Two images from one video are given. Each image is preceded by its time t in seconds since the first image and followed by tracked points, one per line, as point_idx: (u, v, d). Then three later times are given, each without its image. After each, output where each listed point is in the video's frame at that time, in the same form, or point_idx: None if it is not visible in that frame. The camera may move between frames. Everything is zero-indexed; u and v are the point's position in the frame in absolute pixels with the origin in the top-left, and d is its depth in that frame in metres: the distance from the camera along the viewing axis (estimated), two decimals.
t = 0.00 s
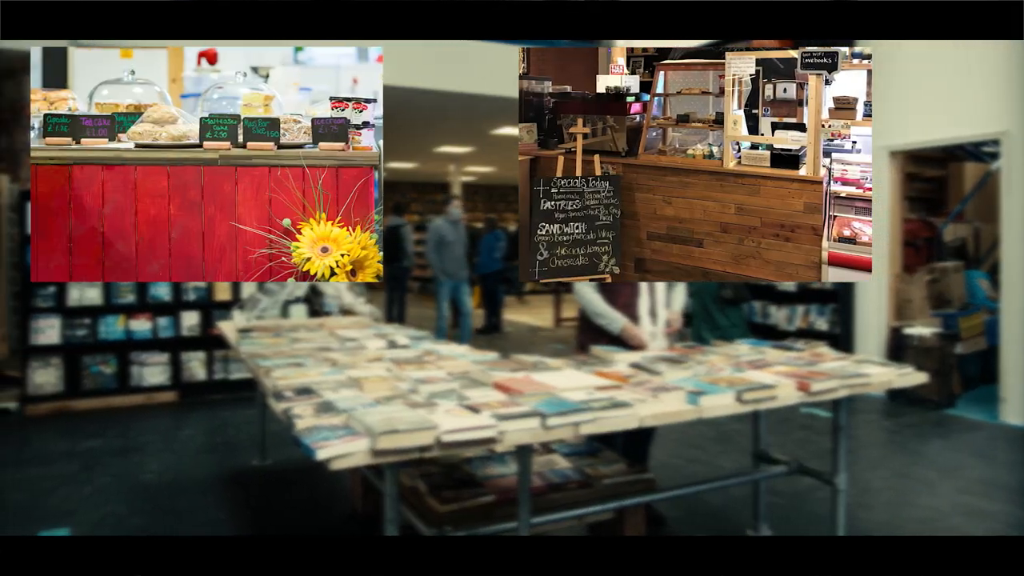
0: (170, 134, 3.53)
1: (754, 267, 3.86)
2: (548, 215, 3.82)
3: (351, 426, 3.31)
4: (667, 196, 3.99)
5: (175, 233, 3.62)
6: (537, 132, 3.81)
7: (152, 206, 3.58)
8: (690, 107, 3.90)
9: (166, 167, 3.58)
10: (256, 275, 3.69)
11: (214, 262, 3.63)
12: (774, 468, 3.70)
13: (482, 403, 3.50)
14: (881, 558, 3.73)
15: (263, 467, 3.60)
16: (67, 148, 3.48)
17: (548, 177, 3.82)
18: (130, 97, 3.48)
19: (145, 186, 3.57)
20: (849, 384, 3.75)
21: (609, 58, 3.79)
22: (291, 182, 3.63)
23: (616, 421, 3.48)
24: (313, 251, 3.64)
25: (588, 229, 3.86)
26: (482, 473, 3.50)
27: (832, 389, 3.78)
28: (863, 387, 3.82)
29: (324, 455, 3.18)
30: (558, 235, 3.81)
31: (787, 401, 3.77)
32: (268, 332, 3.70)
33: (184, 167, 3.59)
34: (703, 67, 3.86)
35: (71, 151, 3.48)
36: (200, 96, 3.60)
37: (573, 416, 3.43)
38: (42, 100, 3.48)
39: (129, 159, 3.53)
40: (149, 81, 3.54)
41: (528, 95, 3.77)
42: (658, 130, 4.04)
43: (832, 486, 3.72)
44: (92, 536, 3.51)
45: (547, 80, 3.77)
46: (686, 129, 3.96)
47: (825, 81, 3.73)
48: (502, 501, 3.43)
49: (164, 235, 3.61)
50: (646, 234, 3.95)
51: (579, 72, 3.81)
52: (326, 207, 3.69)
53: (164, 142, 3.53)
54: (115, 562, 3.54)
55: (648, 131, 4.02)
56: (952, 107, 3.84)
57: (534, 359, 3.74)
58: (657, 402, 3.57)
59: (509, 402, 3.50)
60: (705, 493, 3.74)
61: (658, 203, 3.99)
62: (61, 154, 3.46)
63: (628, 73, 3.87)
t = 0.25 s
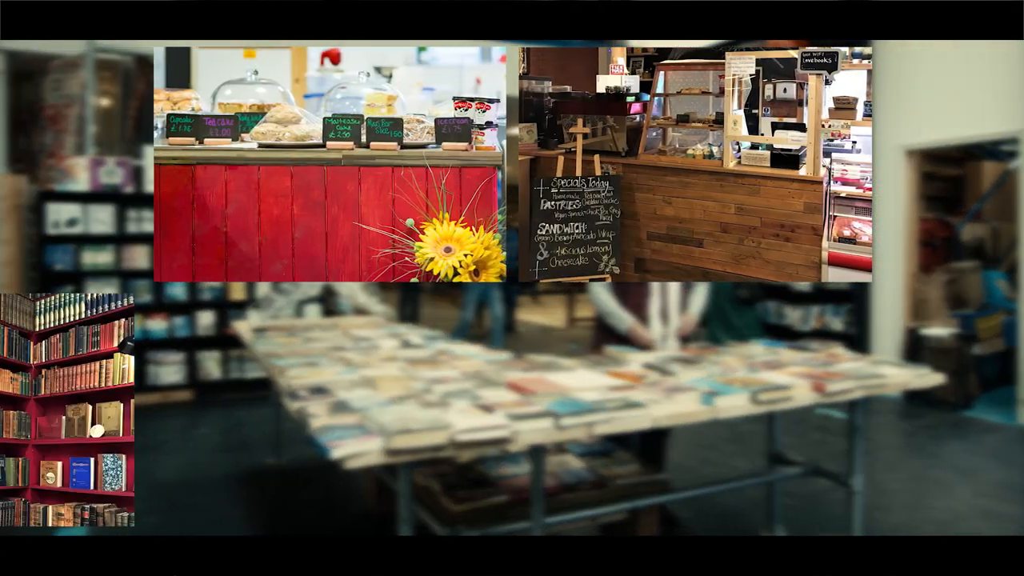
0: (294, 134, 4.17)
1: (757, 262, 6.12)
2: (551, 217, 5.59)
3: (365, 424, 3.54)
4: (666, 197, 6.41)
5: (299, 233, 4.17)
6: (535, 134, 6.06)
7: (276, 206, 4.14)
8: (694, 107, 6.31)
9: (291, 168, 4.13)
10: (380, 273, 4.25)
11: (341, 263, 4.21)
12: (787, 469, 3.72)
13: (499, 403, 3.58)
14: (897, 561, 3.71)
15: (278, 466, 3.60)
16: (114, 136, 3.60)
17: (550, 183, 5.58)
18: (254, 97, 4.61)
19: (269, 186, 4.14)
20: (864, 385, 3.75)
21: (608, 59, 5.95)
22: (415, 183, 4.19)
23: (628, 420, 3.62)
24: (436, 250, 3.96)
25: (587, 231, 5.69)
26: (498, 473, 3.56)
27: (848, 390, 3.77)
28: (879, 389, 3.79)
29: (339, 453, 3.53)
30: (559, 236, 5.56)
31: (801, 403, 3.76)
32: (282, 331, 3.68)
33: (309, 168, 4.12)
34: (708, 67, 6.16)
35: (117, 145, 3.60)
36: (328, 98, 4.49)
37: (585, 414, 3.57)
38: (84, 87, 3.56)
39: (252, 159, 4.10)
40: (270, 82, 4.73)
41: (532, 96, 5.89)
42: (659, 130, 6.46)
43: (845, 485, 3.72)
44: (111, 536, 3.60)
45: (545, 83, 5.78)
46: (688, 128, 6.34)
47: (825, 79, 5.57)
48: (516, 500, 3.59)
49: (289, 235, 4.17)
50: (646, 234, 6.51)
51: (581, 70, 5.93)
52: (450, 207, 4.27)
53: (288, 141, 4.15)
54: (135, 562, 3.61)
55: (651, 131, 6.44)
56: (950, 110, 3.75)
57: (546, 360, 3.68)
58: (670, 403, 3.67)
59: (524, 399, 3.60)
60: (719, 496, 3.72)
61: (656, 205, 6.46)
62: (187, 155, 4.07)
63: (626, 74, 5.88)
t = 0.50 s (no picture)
0: (294, 134, 3.87)
1: (757, 262, 5.12)
2: (551, 217, 5.01)
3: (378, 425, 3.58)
4: (666, 197, 5.48)
5: (299, 233, 3.90)
6: (535, 134, 5.18)
7: (276, 206, 3.87)
8: (695, 107, 5.57)
9: (290, 167, 3.85)
10: (380, 274, 3.96)
11: (340, 262, 3.92)
12: (802, 469, 3.72)
13: (511, 404, 3.59)
14: (908, 562, 3.72)
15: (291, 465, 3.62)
16: (131, 137, 3.62)
17: (549, 182, 5.02)
18: (254, 97, 4.27)
19: (269, 186, 3.86)
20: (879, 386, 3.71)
21: (608, 58, 5.09)
22: (415, 182, 3.90)
23: (642, 421, 3.64)
24: (436, 250, 3.73)
25: (587, 231, 5.07)
26: (510, 473, 3.57)
27: (863, 390, 3.74)
28: (895, 389, 3.75)
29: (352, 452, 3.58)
30: (559, 236, 4.97)
31: (815, 403, 3.73)
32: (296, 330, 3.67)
33: (308, 167, 3.86)
34: (709, 67, 5.48)
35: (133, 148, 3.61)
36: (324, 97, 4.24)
37: (598, 415, 3.60)
38: (100, 88, 3.59)
39: (253, 159, 3.84)
40: (272, 82, 4.37)
41: (531, 96, 5.01)
42: (658, 130, 5.62)
43: (860, 488, 3.73)
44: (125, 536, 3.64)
45: (546, 81, 4.94)
46: (688, 128, 5.57)
47: (826, 78, 4.95)
48: (528, 501, 3.60)
49: (288, 235, 3.90)
50: (646, 234, 5.39)
51: (581, 70, 5.04)
52: (449, 207, 3.96)
53: (287, 141, 3.86)
54: (150, 561, 3.66)
55: (651, 131, 5.59)
56: (967, 108, 3.70)
57: (559, 360, 3.64)
58: (683, 403, 3.68)
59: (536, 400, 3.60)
60: (732, 495, 3.74)
61: (655, 205, 5.50)
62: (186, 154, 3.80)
63: (625, 73, 5.12)
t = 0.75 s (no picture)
0: (294, 134, 3.88)
1: (757, 263, 5.14)
2: (550, 217, 4.95)
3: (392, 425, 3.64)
4: (666, 197, 5.39)
5: (299, 233, 3.91)
6: (535, 134, 5.18)
7: (276, 206, 3.89)
8: (694, 107, 5.36)
9: (290, 167, 3.87)
10: (380, 274, 3.99)
11: (340, 262, 3.94)
12: (818, 470, 3.69)
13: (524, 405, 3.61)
14: (923, 563, 3.70)
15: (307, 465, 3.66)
16: (147, 138, 3.65)
17: (549, 183, 4.96)
18: (254, 97, 4.22)
19: (269, 186, 3.88)
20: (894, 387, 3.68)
21: (608, 59, 5.13)
22: (415, 183, 3.93)
23: (654, 422, 3.67)
24: (436, 250, 3.82)
25: (587, 231, 5.02)
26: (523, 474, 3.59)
27: (879, 391, 3.71)
28: (912, 390, 3.72)
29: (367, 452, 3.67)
30: (559, 236, 4.92)
31: (831, 404, 3.71)
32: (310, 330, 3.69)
33: (308, 167, 3.87)
34: (709, 67, 5.28)
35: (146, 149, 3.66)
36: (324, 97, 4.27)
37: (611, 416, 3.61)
38: (117, 90, 3.62)
39: (253, 159, 3.85)
40: (271, 82, 4.33)
41: (531, 96, 5.07)
42: (658, 130, 5.47)
43: (877, 490, 3.69)
44: (142, 536, 3.67)
45: (546, 81, 5.00)
46: (688, 128, 5.39)
47: (826, 78, 4.96)
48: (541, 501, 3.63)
49: (288, 235, 3.91)
50: (647, 234, 5.40)
51: (582, 70, 5.08)
52: (449, 207, 3.98)
53: (287, 141, 3.87)
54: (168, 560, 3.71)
55: (651, 131, 5.44)
56: (983, 106, 3.67)
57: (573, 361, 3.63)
58: (696, 404, 3.69)
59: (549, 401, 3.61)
60: (746, 497, 3.71)
61: (655, 205, 5.42)
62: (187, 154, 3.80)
63: (626, 73, 5.15)
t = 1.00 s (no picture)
0: (294, 134, 3.76)
1: (757, 262, 5.26)
2: (550, 217, 4.96)
3: (409, 423, 3.70)
4: (666, 197, 5.56)
5: (299, 233, 3.83)
6: (535, 133, 5.44)
7: (276, 206, 3.80)
8: (695, 107, 5.55)
9: (290, 167, 3.78)
10: (380, 274, 3.90)
11: (340, 262, 3.85)
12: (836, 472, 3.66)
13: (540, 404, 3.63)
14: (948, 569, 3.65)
15: (325, 463, 3.70)
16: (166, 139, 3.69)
17: (549, 182, 4.95)
18: (254, 97, 4.10)
19: (269, 186, 3.78)
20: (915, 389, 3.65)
21: (608, 59, 5.61)
22: (416, 182, 3.83)
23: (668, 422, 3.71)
24: (436, 250, 3.69)
25: (587, 232, 5.04)
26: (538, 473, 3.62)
27: (899, 392, 3.67)
28: (933, 392, 3.68)
29: (385, 450, 3.69)
30: (559, 236, 4.94)
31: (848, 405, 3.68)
32: (328, 330, 3.73)
33: (308, 167, 3.79)
34: (709, 67, 5.44)
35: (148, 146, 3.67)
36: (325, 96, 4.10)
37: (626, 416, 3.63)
38: (136, 92, 3.66)
39: (252, 159, 3.75)
40: (272, 82, 4.17)
41: (531, 96, 5.33)
42: (658, 130, 5.66)
43: (897, 493, 3.66)
44: (165, 535, 3.72)
45: (546, 81, 5.28)
46: (688, 128, 5.56)
47: (826, 78, 4.92)
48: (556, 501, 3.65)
49: (288, 235, 3.83)
50: (647, 234, 5.62)
51: (581, 69, 5.58)
52: (449, 207, 3.89)
53: (288, 141, 3.75)
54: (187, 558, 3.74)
55: (650, 131, 5.64)
56: (1004, 103, 3.61)
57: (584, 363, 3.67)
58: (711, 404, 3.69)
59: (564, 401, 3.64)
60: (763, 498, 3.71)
61: (655, 205, 5.60)
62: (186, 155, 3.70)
63: (625, 74, 5.32)
